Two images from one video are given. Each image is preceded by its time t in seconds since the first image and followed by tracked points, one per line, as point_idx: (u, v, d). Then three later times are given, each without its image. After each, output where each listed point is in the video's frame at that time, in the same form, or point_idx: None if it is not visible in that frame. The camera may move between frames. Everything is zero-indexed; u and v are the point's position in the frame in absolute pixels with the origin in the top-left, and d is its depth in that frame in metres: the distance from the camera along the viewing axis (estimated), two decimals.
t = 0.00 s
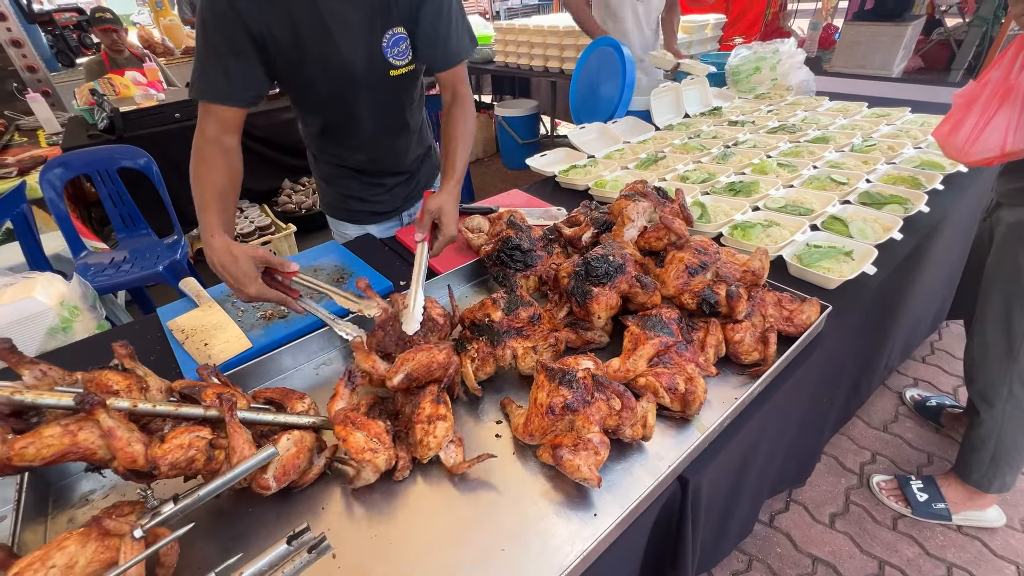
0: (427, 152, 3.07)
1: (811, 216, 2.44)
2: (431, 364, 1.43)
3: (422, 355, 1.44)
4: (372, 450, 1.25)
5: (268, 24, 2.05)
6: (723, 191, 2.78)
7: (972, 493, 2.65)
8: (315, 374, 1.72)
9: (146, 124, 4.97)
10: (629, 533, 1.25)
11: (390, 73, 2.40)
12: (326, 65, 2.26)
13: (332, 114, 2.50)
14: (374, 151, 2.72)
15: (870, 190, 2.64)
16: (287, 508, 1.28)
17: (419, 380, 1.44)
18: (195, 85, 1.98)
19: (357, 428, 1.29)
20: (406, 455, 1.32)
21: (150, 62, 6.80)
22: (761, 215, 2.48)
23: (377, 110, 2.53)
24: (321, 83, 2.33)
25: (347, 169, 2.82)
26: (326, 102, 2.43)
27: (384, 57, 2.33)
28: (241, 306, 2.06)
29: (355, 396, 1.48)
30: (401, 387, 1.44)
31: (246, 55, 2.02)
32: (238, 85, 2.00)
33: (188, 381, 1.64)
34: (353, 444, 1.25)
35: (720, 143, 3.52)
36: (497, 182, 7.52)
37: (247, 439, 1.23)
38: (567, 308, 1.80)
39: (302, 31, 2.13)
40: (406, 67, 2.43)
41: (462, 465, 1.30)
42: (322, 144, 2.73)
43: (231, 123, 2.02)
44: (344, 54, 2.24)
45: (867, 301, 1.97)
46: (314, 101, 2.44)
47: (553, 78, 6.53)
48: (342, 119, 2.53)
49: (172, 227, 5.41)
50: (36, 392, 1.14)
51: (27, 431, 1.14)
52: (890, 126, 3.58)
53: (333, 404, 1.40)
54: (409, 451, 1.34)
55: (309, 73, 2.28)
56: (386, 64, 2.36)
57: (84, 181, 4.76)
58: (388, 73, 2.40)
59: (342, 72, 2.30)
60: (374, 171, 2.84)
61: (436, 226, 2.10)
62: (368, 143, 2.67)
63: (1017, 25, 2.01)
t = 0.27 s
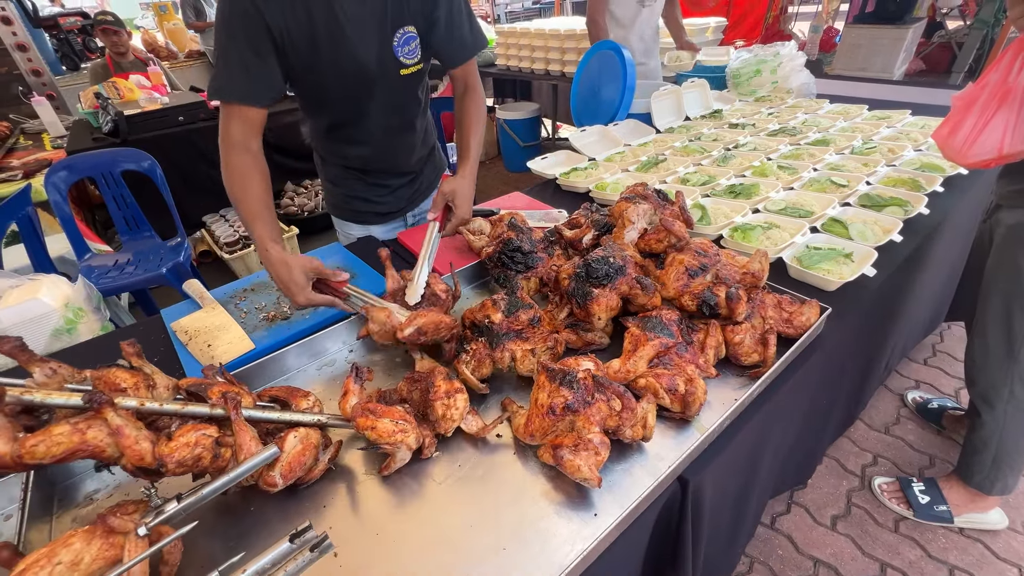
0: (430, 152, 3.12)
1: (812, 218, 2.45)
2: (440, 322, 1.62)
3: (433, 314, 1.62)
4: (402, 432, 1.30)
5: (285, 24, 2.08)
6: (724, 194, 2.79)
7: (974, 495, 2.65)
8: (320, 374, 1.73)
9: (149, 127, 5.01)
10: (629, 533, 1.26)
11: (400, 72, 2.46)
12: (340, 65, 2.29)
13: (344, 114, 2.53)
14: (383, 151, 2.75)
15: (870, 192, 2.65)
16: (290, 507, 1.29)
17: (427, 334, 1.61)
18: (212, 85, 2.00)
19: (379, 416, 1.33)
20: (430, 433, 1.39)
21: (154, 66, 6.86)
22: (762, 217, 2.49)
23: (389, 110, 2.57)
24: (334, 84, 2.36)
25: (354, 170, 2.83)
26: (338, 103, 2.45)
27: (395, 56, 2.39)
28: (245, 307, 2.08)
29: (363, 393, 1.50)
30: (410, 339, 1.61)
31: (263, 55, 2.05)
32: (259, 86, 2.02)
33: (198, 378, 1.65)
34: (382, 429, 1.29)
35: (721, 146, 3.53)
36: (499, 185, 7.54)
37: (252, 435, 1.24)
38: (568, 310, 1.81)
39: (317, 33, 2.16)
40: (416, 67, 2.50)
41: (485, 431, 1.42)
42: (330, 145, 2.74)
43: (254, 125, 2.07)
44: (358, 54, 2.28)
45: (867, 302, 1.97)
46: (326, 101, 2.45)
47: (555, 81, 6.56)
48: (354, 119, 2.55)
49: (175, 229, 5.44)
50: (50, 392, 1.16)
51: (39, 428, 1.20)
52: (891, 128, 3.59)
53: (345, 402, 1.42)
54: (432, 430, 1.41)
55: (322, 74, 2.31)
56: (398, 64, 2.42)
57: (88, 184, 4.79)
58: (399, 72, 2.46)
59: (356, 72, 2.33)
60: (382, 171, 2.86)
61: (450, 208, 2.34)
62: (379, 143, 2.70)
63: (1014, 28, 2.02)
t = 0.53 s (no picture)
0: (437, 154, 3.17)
1: (812, 219, 2.46)
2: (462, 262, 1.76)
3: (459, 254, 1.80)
4: (404, 433, 1.30)
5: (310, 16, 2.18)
6: (724, 195, 2.80)
7: (976, 497, 2.65)
8: (320, 376, 1.74)
9: (152, 130, 5.03)
10: (629, 533, 1.26)
11: (418, 70, 2.58)
12: (361, 58, 2.37)
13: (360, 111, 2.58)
14: (395, 149, 2.78)
15: (871, 194, 2.65)
16: (291, 507, 1.29)
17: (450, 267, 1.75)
18: (231, 63, 2.12)
19: (382, 417, 1.34)
20: (431, 435, 1.39)
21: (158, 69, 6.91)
22: (762, 219, 2.50)
23: (405, 107, 2.63)
24: (353, 78, 2.43)
25: (363, 168, 2.83)
26: (355, 98, 2.51)
27: (415, 55, 2.51)
28: (246, 308, 2.09)
29: (366, 394, 1.51)
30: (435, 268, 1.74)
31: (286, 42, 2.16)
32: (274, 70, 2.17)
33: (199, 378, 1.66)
34: (384, 430, 1.29)
35: (721, 147, 3.54)
36: (500, 187, 7.55)
37: (255, 435, 1.25)
38: (569, 311, 1.82)
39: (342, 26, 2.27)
40: (431, 67, 2.62)
41: (486, 434, 1.42)
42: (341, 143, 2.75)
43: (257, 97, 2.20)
44: (380, 49, 2.38)
45: (867, 303, 1.97)
46: (343, 96, 2.50)
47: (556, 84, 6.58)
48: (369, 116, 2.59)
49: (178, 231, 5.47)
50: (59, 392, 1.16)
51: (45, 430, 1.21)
52: (891, 130, 3.60)
53: (347, 403, 1.43)
54: (433, 432, 1.42)
55: (342, 67, 2.38)
56: (416, 62, 2.54)
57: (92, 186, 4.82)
58: (416, 70, 2.57)
59: (376, 67, 2.42)
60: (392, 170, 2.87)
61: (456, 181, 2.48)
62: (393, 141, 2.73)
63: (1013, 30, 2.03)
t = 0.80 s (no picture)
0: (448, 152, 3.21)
1: (812, 221, 2.46)
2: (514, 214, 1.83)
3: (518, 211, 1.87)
4: (412, 434, 1.31)
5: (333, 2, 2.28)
6: (725, 197, 2.80)
7: (977, 499, 2.64)
8: (322, 375, 1.74)
9: (155, 132, 5.05)
10: (629, 534, 1.27)
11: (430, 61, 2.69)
12: (378, 44, 2.46)
13: (374, 99, 2.65)
14: (406, 139, 2.84)
15: (871, 196, 2.65)
16: (292, 508, 1.30)
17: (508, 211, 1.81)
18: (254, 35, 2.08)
19: (391, 417, 1.34)
20: (439, 436, 1.40)
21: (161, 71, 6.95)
22: (762, 220, 2.50)
23: (416, 95, 2.73)
24: (370, 64, 2.52)
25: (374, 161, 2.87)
26: (370, 85, 2.59)
27: (429, 46, 2.62)
28: (249, 310, 2.10)
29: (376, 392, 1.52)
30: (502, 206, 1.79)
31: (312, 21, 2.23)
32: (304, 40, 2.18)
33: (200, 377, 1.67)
34: (393, 431, 1.30)
35: (722, 149, 3.55)
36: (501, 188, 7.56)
37: (270, 433, 1.27)
38: (569, 312, 1.82)
39: (362, 12, 2.36)
40: (443, 59, 2.74)
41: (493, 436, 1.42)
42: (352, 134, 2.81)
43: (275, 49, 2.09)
44: (397, 36, 2.48)
45: (867, 305, 1.98)
46: (358, 83, 2.58)
47: (556, 86, 6.60)
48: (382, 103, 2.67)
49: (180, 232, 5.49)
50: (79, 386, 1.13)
51: (69, 421, 1.24)
52: (892, 132, 3.60)
53: (358, 401, 1.42)
54: (441, 433, 1.42)
55: (359, 54, 2.47)
56: (429, 53, 2.65)
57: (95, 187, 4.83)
58: (428, 61, 2.68)
59: (392, 55, 2.52)
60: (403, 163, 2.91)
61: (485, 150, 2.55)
62: (404, 130, 2.81)
63: (1012, 32, 2.03)
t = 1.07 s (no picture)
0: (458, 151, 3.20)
1: (813, 222, 2.47)
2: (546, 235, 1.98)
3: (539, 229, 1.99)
4: (408, 432, 1.31)
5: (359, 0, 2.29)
6: (726, 198, 2.80)
7: (979, 501, 2.64)
8: (323, 375, 1.75)
9: (156, 133, 5.05)
10: (629, 533, 1.27)
11: (446, 59, 2.73)
12: (400, 46, 2.50)
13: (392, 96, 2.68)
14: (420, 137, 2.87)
15: (872, 197, 2.65)
16: (292, 508, 1.30)
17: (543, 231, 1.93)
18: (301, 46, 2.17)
19: (389, 414, 1.35)
20: (437, 435, 1.41)
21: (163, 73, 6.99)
22: (763, 221, 2.50)
23: (433, 94, 2.78)
24: (391, 62, 2.54)
25: (385, 159, 2.89)
26: (391, 85, 2.63)
27: (446, 44, 2.66)
28: (250, 310, 2.10)
29: (378, 389, 1.51)
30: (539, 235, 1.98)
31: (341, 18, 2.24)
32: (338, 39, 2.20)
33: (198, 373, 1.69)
34: (389, 428, 1.31)
35: (722, 151, 3.55)
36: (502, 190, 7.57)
37: (270, 428, 1.27)
38: (570, 313, 1.83)
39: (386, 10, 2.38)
40: (457, 57, 2.78)
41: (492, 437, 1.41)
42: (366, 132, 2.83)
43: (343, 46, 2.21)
44: (419, 38, 2.52)
45: (867, 305, 1.98)
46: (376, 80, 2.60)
47: (557, 88, 6.62)
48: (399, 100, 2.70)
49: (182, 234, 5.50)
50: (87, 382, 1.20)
51: (82, 418, 1.28)
52: (893, 133, 3.60)
53: (358, 397, 1.43)
54: (439, 432, 1.43)
55: (381, 52, 2.49)
56: (445, 52, 2.69)
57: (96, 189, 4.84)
58: (444, 58, 2.72)
59: (412, 52, 2.55)
60: (416, 161, 2.92)
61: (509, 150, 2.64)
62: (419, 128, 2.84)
63: (1011, 32, 2.03)
